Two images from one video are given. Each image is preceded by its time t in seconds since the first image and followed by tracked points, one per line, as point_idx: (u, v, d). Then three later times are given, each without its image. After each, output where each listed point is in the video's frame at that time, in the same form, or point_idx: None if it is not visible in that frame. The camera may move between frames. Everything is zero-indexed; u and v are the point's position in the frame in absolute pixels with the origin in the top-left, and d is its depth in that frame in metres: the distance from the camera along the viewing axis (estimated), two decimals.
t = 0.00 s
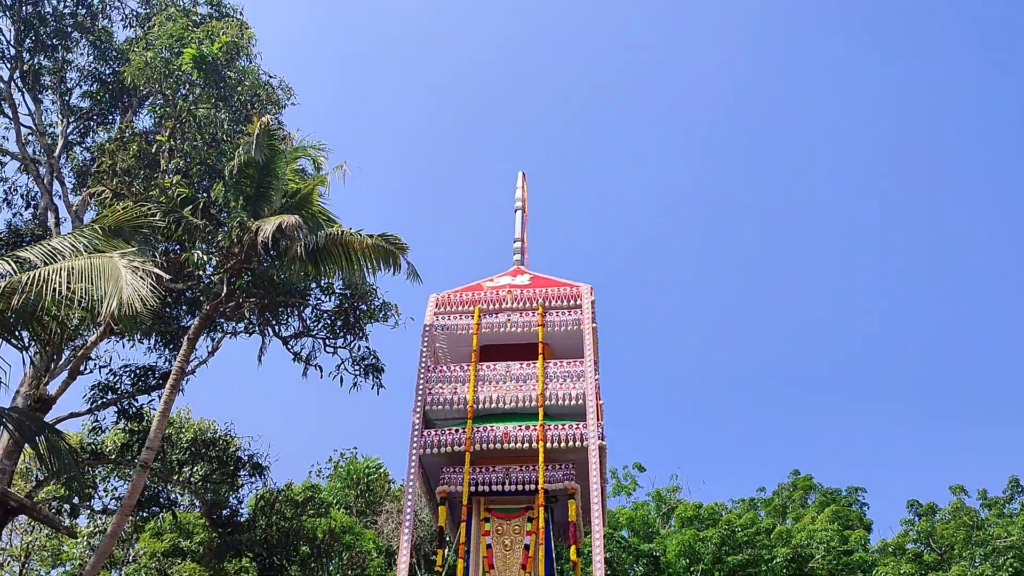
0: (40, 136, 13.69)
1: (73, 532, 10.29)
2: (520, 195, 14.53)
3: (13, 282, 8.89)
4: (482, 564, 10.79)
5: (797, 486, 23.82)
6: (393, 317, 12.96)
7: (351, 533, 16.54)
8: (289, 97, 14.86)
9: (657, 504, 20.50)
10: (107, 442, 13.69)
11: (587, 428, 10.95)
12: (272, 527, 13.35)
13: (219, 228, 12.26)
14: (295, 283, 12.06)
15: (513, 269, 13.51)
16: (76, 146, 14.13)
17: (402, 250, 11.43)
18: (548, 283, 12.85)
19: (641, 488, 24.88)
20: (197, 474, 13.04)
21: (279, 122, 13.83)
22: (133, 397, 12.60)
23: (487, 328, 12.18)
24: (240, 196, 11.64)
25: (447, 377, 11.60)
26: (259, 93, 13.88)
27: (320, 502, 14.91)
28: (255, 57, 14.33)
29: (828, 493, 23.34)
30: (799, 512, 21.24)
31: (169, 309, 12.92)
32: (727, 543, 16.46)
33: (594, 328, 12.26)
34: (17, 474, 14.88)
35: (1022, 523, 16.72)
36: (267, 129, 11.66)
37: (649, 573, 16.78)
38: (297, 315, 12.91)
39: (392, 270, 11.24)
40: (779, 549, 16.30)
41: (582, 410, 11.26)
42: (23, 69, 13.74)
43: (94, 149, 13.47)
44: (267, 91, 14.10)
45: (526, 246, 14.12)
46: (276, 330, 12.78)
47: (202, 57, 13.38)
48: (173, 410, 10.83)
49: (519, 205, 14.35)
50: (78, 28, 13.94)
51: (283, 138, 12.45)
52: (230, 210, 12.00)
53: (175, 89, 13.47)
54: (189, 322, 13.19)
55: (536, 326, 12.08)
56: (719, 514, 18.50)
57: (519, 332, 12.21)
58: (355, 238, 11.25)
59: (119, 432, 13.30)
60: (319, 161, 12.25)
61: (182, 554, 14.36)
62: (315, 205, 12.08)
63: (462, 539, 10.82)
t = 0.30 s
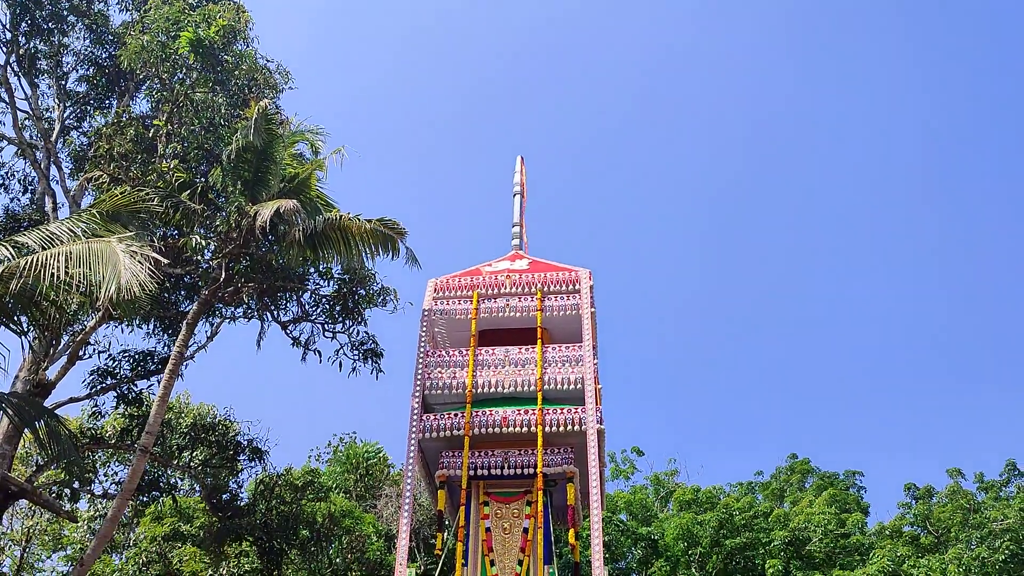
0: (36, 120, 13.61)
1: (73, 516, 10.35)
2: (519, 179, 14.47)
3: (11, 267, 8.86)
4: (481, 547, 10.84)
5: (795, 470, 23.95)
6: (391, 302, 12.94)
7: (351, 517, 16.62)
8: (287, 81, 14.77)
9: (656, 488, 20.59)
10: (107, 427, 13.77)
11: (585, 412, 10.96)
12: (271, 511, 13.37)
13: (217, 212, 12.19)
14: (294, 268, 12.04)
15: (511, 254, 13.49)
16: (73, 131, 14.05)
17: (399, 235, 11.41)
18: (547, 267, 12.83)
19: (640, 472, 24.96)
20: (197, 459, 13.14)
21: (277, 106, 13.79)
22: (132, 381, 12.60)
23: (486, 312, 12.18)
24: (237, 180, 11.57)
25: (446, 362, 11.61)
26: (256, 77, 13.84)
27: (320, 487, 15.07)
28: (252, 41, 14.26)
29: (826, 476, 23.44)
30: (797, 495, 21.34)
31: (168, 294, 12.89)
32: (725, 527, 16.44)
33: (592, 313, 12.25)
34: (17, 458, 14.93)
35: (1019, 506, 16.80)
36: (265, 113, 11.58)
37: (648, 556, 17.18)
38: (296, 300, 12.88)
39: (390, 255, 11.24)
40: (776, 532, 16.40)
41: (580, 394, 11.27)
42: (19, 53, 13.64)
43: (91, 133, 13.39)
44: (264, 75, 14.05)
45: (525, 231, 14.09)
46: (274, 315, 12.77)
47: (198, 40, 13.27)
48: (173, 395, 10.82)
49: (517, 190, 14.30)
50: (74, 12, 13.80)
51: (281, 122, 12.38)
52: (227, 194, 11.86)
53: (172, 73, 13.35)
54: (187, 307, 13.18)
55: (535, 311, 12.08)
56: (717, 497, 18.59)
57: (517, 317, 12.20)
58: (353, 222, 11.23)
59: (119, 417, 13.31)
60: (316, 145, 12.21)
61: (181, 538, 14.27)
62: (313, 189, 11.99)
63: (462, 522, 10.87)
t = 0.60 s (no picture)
0: (33, 104, 13.52)
1: (74, 499, 10.43)
2: (517, 163, 14.41)
3: (8, 252, 8.85)
4: (480, 530, 10.89)
5: (793, 454, 24.09)
6: (390, 287, 12.91)
7: (350, 501, 16.69)
8: (284, 65, 14.66)
9: (654, 472, 20.68)
10: (107, 412, 13.80)
11: (583, 396, 10.97)
12: (271, 495, 13.39)
13: (215, 197, 12.13)
14: (293, 252, 12.02)
15: (510, 238, 13.47)
16: (69, 115, 13.96)
17: (398, 220, 11.38)
18: (545, 252, 12.80)
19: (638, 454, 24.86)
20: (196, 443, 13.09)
21: (274, 90, 13.69)
22: (131, 366, 12.61)
23: (484, 297, 12.18)
24: (235, 165, 11.53)
25: (444, 347, 11.61)
26: (253, 61, 13.78)
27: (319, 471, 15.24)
28: (249, 24, 14.14)
29: (823, 460, 23.55)
30: (794, 479, 21.44)
31: (166, 279, 12.91)
32: (723, 510, 16.47)
33: (591, 298, 12.24)
34: (17, 443, 14.94)
35: (1015, 490, 16.87)
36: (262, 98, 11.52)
37: (646, 539, 17.33)
38: (294, 285, 12.85)
39: (388, 239, 11.22)
40: (774, 516, 16.47)
41: (579, 378, 11.28)
42: (15, 37, 13.53)
43: (88, 117, 13.31)
44: (261, 58, 13.97)
45: (523, 215, 14.05)
46: (273, 299, 12.77)
47: (195, 23, 13.13)
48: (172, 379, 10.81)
49: (515, 174, 14.25)
50: None
51: (278, 106, 12.32)
52: (225, 179, 11.92)
53: (168, 57, 13.36)
54: (186, 292, 13.17)
55: (533, 296, 12.07)
56: (715, 481, 18.68)
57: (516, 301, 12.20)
58: (351, 208, 11.23)
59: (117, 401, 13.32)
60: (314, 130, 12.16)
61: (182, 523, 14.48)
62: (310, 173, 11.97)
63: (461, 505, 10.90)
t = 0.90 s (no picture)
0: (28, 88, 13.42)
1: (72, 484, 10.26)
2: (515, 147, 14.34)
3: (5, 236, 8.83)
4: (478, 514, 10.92)
5: (790, 438, 24.20)
6: (388, 271, 12.89)
7: (349, 485, 16.73)
8: (281, 48, 14.58)
9: (651, 456, 20.76)
10: (105, 396, 13.78)
11: (581, 381, 10.94)
12: (270, 479, 13.42)
13: (212, 181, 11.96)
14: (290, 236, 12.00)
15: (507, 223, 13.42)
16: (65, 98, 13.86)
17: (396, 204, 11.32)
18: (543, 237, 12.75)
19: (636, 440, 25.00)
20: (194, 428, 13.13)
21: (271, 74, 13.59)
22: (129, 350, 12.59)
23: (482, 282, 12.15)
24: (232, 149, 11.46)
25: (442, 331, 11.60)
26: (250, 44, 13.67)
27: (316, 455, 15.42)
28: (245, 8, 14.03)
29: (820, 444, 23.66)
30: (791, 463, 21.52)
31: (163, 264, 12.89)
32: (720, 494, 16.46)
33: (589, 282, 12.21)
34: (15, 427, 14.90)
35: (1011, 473, 16.92)
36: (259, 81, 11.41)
37: (644, 523, 17.38)
38: (292, 269, 12.83)
39: (386, 224, 11.16)
40: (771, 499, 16.59)
41: (576, 363, 11.26)
42: (9, 20, 13.41)
43: (83, 101, 13.21)
44: (258, 42, 13.92)
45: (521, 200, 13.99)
46: (270, 284, 12.72)
47: (190, 5, 13.17)
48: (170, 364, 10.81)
49: (513, 158, 14.18)
50: None
51: (274, 90, 12.24)
52: (222, 163, 11.89)
53: (164, 40, 13.32)
54: (183, 277, 13.16)
55: (531, 280, 12.03)
56: (712, 465, 18.75)
57: (514, 286, 12.16)
58: (349, 191, 11.13)
59: (116, 385, 13.32)
60: (312, 114, 12.08)
61: (180, 506, 14.57)
62: (308, 158, 12.00)
63: (458, 489, 10.94)
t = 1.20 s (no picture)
0: (22, 71, 13.32)
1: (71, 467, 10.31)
2: (512, 130, 14.29)
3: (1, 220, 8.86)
4: (475, 497, 10.98)
5: (786, 421, 24.32)
6: (384, 256, 12.87)
7: (346, 469, 16.77)
8: (277, 31, 14.49)
9: (648, 439, 20.85)
10: (102, 380, 13.78)
11: (578, 364, 10.97)
12: (267, 463, 13.47)
13: (209, 164, 11.97)
14: (287, 221, 11.90)
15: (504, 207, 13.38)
16: (60, 82, 13.77)
17: (393, 188, 11.27)
18: (540, 221, 12.73)
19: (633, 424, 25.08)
20: (192, 412, 13.14)
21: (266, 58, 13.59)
22: (126, 334, 12.58)
23: (479, 266, 12.14)
24: (228, 133, 11.42)
25: (439, 315, 11.60)
26: (246, 27, 13.65)
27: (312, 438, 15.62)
28: None
29: (815, 428, 23.77)
30: (787, 446, 21.63)
31: (160, 248, 12.85)
32: (716, 477, 16.60)
33: (586, 267, 12.19)
34: (13, 411, 14.91)
35: (1005, 456, 17.02)
36: (255, 65, 11.37)
37: (640, 506, 17.45)
38: (289, 253, 12.81)
39: (383, 208, 11.11)
40: (766, 483, 16.56)
41: (573, 347, 11.28)
42: (3, 2, 13.29)
43: (78, 84, 13.11)
44: (254, 25, 13.84)
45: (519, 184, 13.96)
46: (267, 268, 12.69)
47: None
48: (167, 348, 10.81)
49: (510, 142, 14.13)
50: None
51: (270, 73, 12.17)
52: (219, 147, 11.76)
53: (159, 23, 13.21)
54: (180, 261, 13.12)
55: (529, 265, 12.02)
56: (708, 448, 18.84)
57: (511, 270, 12.15)
58: (345, 174, 11.08)
59: (113, 369, 13.33)
60: (308, 97, 12.03)
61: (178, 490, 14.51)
62: (304, 142, 11.90)
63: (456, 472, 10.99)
